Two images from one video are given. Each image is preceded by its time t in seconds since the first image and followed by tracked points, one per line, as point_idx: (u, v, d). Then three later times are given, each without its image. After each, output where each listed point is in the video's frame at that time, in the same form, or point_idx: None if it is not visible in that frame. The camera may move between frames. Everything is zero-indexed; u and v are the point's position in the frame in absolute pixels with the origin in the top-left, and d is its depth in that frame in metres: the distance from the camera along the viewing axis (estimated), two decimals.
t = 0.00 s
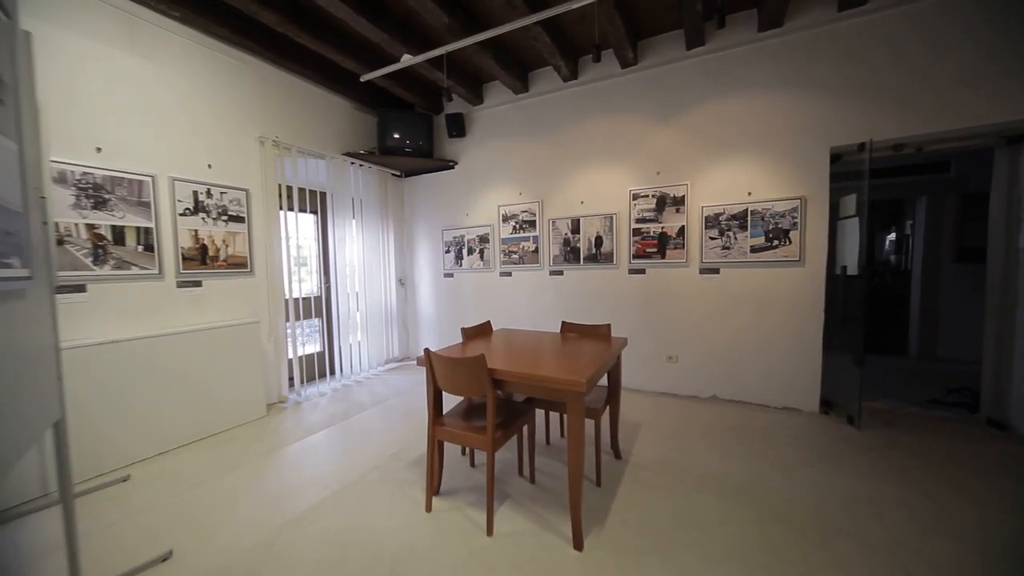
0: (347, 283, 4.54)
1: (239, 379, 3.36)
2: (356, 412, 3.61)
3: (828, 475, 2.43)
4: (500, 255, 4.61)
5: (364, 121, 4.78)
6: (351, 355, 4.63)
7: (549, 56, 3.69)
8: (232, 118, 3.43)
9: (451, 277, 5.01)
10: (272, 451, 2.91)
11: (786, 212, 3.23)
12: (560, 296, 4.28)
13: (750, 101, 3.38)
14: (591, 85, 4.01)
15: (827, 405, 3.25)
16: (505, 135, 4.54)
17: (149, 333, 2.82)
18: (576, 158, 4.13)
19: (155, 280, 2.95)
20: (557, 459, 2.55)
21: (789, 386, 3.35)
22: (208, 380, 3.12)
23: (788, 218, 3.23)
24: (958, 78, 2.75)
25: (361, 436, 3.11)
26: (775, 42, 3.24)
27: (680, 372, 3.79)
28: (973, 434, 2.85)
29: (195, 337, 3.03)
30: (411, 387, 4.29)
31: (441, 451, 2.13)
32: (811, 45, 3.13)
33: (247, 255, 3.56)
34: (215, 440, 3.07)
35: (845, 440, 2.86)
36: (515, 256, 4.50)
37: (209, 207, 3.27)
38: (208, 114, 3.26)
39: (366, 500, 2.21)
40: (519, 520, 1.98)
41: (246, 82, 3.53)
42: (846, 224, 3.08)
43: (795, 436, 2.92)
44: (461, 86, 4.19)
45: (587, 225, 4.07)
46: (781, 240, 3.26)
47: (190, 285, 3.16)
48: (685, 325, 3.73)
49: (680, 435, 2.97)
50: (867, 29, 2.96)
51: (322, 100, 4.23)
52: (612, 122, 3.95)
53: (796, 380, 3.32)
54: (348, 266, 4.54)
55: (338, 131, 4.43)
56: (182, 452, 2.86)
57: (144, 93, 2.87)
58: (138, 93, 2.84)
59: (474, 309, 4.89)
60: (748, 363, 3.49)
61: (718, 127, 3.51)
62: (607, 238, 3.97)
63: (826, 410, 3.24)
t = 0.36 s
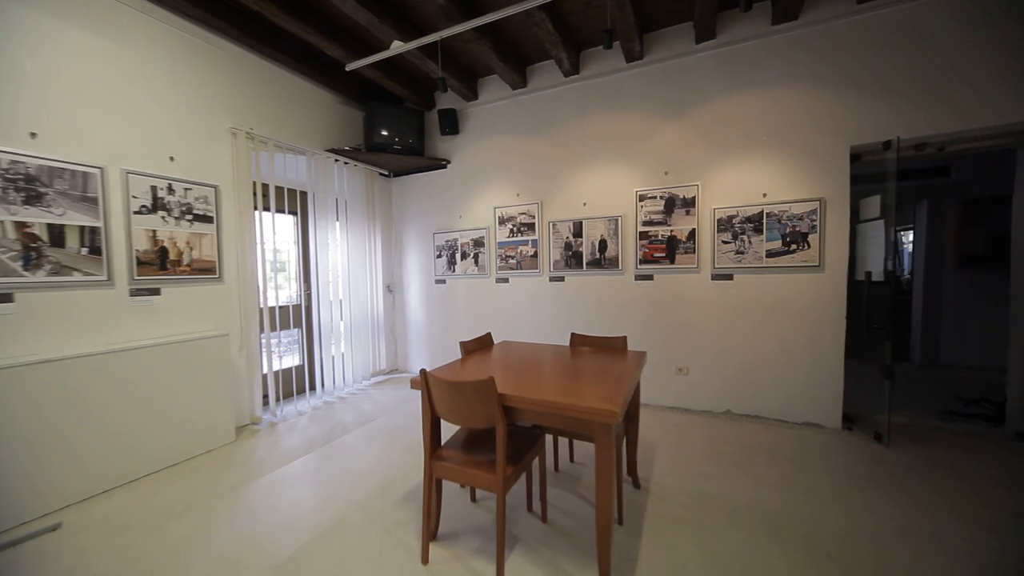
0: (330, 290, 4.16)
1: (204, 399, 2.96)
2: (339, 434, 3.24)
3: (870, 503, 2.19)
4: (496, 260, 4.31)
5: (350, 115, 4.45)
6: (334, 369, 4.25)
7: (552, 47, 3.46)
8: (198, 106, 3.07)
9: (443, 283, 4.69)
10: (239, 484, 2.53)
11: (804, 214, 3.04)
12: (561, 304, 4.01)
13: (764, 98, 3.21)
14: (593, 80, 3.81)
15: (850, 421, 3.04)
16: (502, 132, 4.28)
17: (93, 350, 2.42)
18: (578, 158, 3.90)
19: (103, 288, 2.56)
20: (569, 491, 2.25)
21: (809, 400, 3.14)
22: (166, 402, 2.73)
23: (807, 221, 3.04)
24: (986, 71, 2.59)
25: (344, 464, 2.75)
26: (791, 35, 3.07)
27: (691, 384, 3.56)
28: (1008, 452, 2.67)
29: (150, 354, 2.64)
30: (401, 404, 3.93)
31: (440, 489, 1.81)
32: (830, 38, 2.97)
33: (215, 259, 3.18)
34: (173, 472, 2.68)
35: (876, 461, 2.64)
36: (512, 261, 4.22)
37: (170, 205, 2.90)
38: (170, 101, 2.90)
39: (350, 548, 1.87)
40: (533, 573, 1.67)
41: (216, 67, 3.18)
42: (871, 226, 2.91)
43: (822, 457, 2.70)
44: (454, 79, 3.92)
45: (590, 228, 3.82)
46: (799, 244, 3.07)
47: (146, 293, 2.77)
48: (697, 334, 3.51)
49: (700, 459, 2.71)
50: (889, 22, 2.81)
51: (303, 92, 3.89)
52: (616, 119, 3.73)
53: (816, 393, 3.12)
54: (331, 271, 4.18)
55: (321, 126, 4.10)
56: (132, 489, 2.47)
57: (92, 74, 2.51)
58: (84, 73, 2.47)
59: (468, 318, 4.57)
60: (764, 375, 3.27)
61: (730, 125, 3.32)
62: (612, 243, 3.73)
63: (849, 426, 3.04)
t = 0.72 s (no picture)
0: (306, 299, 3.78)
1: (154, 426, 2.55)
2: (315, 462, 2.87)
3: (910, 530, 2.00)
4: (489, 265, 4.03)
5: (330, 109, 4.12)
6: (310, 385, 3.86)
7: (551, 38, 3.24)
8: (152, 89, 2.70)
9: (432, 291, 4.37)
10: (193, 527, 2.15)
11: (817, 217, 2.90)
12: (559, 312, 3.76)
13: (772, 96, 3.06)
14: (593, 76, 3.61)
15: (867, 434, 2.89)
16: (495, 130, 4.03)
17: (11, 373, 2.02)
18: (576, 157, 3.68)
19: (28, 298, 2.16)
20: (584, 527, 1.97)
21: (824, 413, 2.97)
22: (105, 431, 2.32)
23: (820, 224, 2.90)
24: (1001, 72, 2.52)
25: (321, 498, 2.39)
26: (800, 31, 2.95)
27: (698, 397, 3.36)
28: None
29: (84, 376, 2.24)
30: (385, 423, 3.58)
31: (438, 540, 1.50)
32: (840, 35, 2.85)
33: (170, 264, 2.79)
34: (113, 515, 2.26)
35: (902, 478, 2.48)
36: (506, 266, 3.95)
37: (115, 200, 2.50)
38: (115, 81, 2.51)
39: None
40: None
41: (175, 47, 2.82)
42: (886, 230, 2.78)
43: (846, 477, 2.51)
44: (444, 70, 3.66)
45: (590, 231, 3.60)
46: (812, 248, 2.92)
47: (84, 303, 2.36)
48: (705, 343, 3.31)
49: (719, 482, 2.48)
50: (902, 19, 2.72)
51: (277, 80, 3.55)
52: (617, 117, 3.54)
53: (831, 405, 2.96)
54: (308, 278, 3.81)
55: (297, 118, 3.75)
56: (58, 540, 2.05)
57: (14, 42, 2.11)
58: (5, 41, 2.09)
59: (458, 327, 4.26)
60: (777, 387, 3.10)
61: (737, 124, 3.16)
62: (614, 247, 3.51)
63: (868, 440, 2.88)
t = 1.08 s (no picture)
0: (275, 309, 3.38)
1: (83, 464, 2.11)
2: (283, 499, 2.47)
3: (959, 565, 1.81)
4: (480, 271, 3.74)
5: (304, 100, 3.77)
6: (280, 405, 3.44)
7: (549, 28, 3.02)
8: (87, 64, 2.31)
9: (416, 299, 4.04)
10: None
11: (830, 221, 2.76)
12: (557, 321, 3.50)
13: (781, 94, 2.90)
14: (591, 71, 3.42)
15: (885, 450, 2.73)
16: (486, 127, 3.77)
17: None
18: (574, 157, 3.47)
19: None
20: None
21: (840, 428, 2.81)
22: (14, 474, 1.88)
23: (832, 228, 2.75)
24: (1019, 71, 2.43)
25: (288, 545, 2.02)
26: (811, 27, 2.81)
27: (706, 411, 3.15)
28: None
29: None
30: (365, 449, 3.19)
31: None
32: (853, 31, 2.73)
33: (109, 269, 2.38)
34: None
35: (932, 501, 2.31)
36: (499, 272, 3.66)
37: (37, 192, 2.08)
38: (37, 50, 2.11)
39: None
40: None
41: (116, 17, 2.44)
42: (902, 234, 2.65)
43: (874, 501, 2.32)
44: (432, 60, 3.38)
45: (590, 235, 3.36)
46: (825, 254, 2.77)
47: None
48: (713, 354, 3.12)
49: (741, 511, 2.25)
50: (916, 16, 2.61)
51: (243, 65, 3.19)
52: (618, 114, 3.34)
53: (848, 420, 2.79)
54: (278, 285, 3.41)
55: (266, 108, 3.38)
56: None
57: None
58: None
59: (446, 338, 3.94)
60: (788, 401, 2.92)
61: (744, 123, 3.00)
62: (616, 252, 3.29)
63: (885, 457, 2.73)
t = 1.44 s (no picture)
0: (242, 320, 3.02)
1: None
2: (245, 545, 2.11)
3: None
4: (470, 278, 3.48)
5: (278, 91, 3.45)
6: (247, 428, 3.07)
7: (546, 20, 2.85)
8: (9, 32, 1.94)
9: (400, 308, 3.74)
10: None
11: (838, 227, 2.66)
12: (554, 331, 3.29)
13: (784, 95, 2.82)
14: (588, 69, 3.27)
15: (897, 463, 2.62)
16: (478, 124, 3.55)
17: None
18: (571, 158, 3.30)
19: None
20: None
21: (851, 442, 2.69)
22: None
23: (841, 234, 2.66)
24: None
25: None
26: (815, 28, 2.74)
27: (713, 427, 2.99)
28: None
29: None
30: (343, 476, 2.85)
31: None
32: (857, 33, 2.67)
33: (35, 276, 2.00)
34: None
35: (956, 520, 2.19)
36: (491, 279, 3.42)
37: None
38: None
39: None
40: None
41: None
42: (910, 241, 2.59)
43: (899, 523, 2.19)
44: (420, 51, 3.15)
45: (588, 240, 3.18)
46: (834, 260, 2.67)
47: None
48: (718, 366, 2.97)
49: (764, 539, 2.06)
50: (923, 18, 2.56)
51: (207, 48, 2.86)
52: (618, 114, 3.19)
53: (861, 434, 2.67)
54: (245, 293, 3.05)
55: (233, 96, 3.05)
56: None
57: None
58: None
59: (433, 350, 3.65)
60: (798, 414, 2.79)
61: (749, 125, 2.89)
62: (616, 258, 3.11)
63: (897, 470, 2.62)
